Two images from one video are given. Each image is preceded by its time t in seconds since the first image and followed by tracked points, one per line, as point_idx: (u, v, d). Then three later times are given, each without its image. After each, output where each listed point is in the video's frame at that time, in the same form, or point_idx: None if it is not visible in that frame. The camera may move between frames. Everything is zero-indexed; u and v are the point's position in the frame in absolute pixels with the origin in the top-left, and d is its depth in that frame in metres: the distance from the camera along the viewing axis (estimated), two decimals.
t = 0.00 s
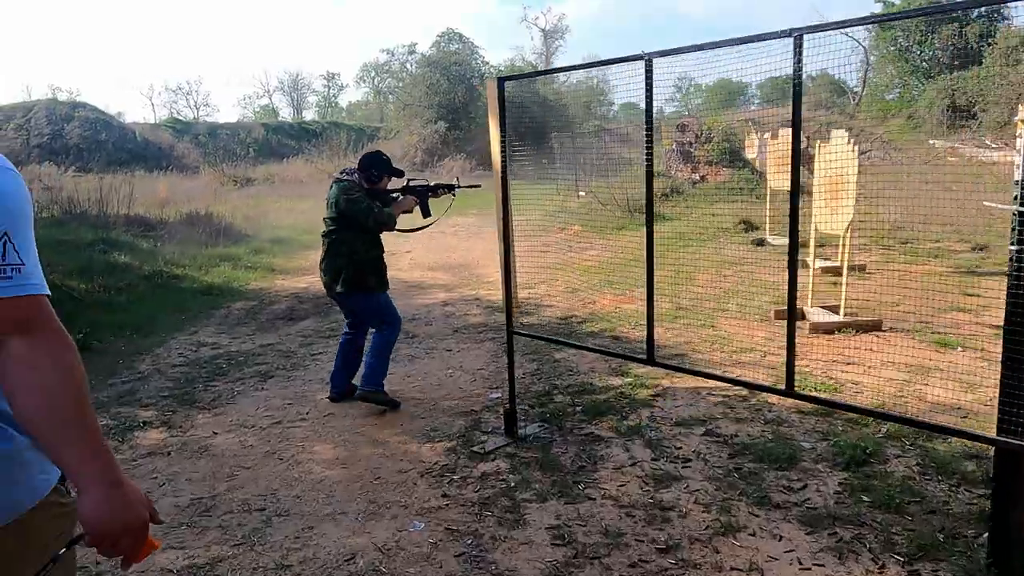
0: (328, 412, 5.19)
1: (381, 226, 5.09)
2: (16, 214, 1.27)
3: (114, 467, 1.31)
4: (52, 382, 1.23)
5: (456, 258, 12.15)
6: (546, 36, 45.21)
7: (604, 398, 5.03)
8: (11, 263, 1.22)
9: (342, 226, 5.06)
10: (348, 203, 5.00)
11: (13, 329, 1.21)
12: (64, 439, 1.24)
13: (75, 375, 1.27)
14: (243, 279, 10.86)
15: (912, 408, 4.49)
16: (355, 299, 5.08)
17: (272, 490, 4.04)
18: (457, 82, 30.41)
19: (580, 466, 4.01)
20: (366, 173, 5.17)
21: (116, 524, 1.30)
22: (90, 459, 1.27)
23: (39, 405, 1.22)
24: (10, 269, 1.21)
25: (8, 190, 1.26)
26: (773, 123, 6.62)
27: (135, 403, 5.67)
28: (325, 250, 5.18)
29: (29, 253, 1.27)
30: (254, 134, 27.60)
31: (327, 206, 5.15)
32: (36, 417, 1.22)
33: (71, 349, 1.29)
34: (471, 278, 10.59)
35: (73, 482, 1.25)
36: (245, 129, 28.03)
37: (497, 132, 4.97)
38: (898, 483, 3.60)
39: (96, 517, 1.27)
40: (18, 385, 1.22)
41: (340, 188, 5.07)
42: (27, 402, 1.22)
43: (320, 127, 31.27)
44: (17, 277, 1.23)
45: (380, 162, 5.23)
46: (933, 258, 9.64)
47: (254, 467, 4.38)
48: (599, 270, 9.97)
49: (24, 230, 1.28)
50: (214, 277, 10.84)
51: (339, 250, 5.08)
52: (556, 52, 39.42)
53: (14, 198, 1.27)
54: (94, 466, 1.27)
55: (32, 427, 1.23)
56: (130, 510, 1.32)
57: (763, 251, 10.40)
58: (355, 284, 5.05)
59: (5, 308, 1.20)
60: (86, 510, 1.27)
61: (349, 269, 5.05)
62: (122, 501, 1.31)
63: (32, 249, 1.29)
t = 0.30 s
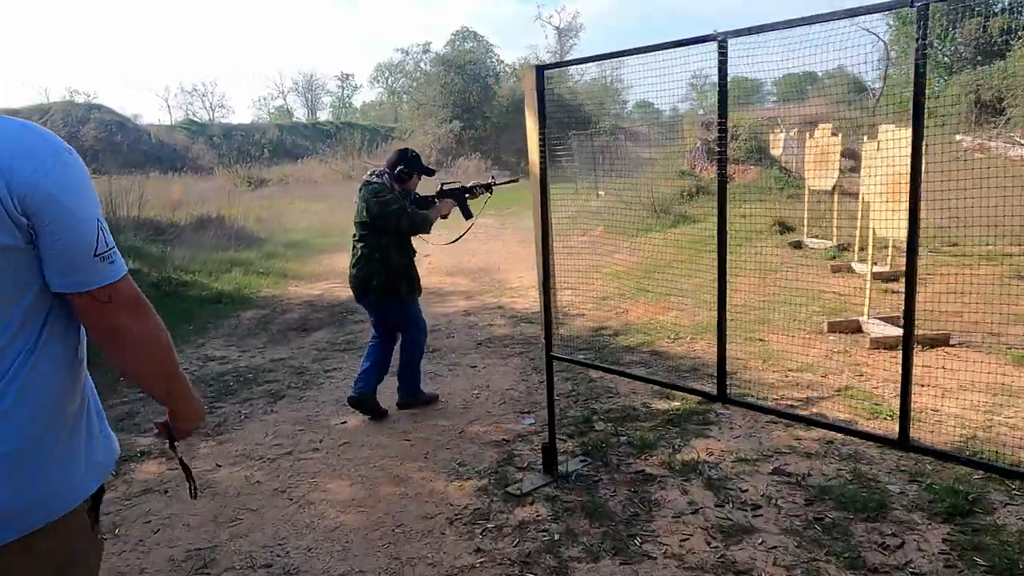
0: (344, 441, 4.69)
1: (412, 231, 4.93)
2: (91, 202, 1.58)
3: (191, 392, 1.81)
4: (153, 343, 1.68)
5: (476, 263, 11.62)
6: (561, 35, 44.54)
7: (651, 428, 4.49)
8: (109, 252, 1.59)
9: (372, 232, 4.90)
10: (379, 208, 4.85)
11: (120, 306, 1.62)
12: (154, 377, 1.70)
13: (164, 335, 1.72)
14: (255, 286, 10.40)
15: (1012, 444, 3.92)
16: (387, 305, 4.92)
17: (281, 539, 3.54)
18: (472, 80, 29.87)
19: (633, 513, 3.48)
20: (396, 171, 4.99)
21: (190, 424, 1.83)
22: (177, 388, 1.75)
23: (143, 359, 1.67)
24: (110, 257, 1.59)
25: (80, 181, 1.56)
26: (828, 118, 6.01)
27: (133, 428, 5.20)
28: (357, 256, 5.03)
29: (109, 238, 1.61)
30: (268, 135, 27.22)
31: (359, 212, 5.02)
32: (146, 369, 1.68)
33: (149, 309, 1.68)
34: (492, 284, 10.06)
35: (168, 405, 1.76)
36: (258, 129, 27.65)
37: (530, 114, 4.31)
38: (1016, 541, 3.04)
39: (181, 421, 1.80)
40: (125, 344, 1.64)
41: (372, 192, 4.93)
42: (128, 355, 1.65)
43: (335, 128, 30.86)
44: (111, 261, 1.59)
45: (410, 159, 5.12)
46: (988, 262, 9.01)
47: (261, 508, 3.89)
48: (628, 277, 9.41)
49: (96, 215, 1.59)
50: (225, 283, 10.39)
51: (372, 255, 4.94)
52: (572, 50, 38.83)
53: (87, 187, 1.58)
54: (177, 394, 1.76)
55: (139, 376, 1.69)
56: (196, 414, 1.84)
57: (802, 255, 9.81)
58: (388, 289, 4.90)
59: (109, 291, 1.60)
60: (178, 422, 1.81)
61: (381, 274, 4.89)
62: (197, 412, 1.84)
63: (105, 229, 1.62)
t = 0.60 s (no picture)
0: (351, 478, 4.16)
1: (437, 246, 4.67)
2: (111, 219, 1.45)
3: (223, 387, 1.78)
4: (185, 352, 1.62)
5: (491, 268, 11.09)
6: (571, 34, 43.93)
7: (701, 465, 3.93)
8: (135, 274, 1.48)
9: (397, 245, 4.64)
10: (405, 221, 4.56)
11: (153, 324, 1.54)
12: (181, 381, 1.65)
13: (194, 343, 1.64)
14: (260, 295, 9.90)
15: None
16: (413, 320, 4.73)
17: None
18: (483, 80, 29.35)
19: None
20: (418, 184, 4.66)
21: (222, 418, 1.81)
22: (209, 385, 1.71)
23: (176, 367, 1.62)
24: (138, 281, 1.48)
25: (101, 202, 1.43)
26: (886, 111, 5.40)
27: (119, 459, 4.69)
28: (382, 266, 4.78)
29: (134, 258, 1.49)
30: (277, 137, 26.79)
31: (382, 220, 4.72)
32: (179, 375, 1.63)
33: (178, 317, 1.61)
34: (509, 291, 9.52)
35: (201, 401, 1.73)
36: (267, 132, 27.23)
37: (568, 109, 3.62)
38: None
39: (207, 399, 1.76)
40: (157, 355, 1.57)
41: (398, 204, 4.63)
42: (162, 366, 1.59)
43: (346, 129, 30.39)
44: (138, 285, 1.47)
45: (432, 160, 4.80)
46: None
47: (255, 563, 3.37)
48: (655, 283, 8.84)
49: (119, 233, 1.47)
50: (229, 291, 9.89)
51: (396, 268, 4.70)
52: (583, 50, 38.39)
53: (107, 205, 1.45)
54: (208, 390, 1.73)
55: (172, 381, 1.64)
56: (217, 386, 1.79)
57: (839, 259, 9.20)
58: (413, 305, 4.69)
59: (143, 312, 1.51)
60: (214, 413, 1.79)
61: (407, 290, 4.67)
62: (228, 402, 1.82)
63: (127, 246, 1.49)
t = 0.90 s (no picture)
0: (359, 519, 3.73)
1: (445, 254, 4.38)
2: (126, 206, 1.29)
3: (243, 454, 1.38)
4: (181, 384, 1.31)
5: (503, 273, 10.60)
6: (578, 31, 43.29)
7: (753, 504, 3.47)
8: (134, 267, 1.28)
9: (404, 248, 4.35)
10: (414, 225, 4.26)
11: (140, 332, 1.29)
12: (179, 429, 1.30)
13: (200, 375, 1.34)
14: (263, 303, 9.47)
15: None
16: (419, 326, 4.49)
17: None
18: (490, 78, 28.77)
19: None
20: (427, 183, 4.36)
21: (251, 523, 1.38)
22: (219, 442, 1.34)
23: (168, 403, 1.30)
24: (134, 275, 1.28)
25: (117, 186, 1.27)
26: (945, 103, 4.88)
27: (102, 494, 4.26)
28: (388, 267, 4.50)
29: (143, 250, 1.31)
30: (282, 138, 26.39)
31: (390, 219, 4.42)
32: (170, 418, 1.30)
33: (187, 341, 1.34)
34: (523, 297, 9.03)
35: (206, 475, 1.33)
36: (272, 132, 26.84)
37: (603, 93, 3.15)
38: None
39: (229, 504, 1.35)
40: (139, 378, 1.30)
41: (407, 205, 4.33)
42: (151, 393, 1.30)
43: (352, 129, 29.92)
44: (134, 281, 1.28)
45: (444, 159, 4.48)
46: None
47: None
48: (678, 289, 8.33)
49: (131, 221, 1.30)
50: (231, 300, 9.44)
51: (403, 272, 4.42)
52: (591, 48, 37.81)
53: (122, 190, 1.28)
54: (220, 456, 1.34)
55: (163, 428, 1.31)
56: (255, 496, 1.38)
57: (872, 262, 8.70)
58: (419, 312, 4.43)
59: (131, 313, 1.28)
60: (230, 503, 1.35)
61: (413, 296, 4.40)
62: (252, 484, 1.38)
63: (141, 237, 1.32)
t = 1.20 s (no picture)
0: (367, 562, 3.28)
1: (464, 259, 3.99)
2: (210, 220, 1.24)
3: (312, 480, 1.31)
4: (258, 404, 1.26)
5: (516, 276, 10.11)
6: (583, 30, 42.60)
7: (824, 548, 2.99)
8: (216, 282, 1.23)
9: (426, 249, 3.94)
10: (440, 223, 3.88)
11: (221, 349, 1.24)
12: (256, 452, 1.25)
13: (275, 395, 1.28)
14: (266, 310, 9.03)
15: None
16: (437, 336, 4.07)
17: None
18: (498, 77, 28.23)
19: None
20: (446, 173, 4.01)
21: (319, 557, 1.29)
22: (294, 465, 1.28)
23: (247, 425, 1.25)
24: (216, 290, 1.22)
25: (202, 195, 1.22)
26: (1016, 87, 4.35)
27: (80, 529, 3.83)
28: (402, 270, 4.07)
29: (224, 265, 1.25)
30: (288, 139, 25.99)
31: (407, 217, 4.01)
32: (250, 438, 1.25)
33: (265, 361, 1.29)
34: (539, 302, 8.54)
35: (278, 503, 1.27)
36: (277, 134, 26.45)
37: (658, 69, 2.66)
38: None
39: (300, 534, 1.28)
40: (219, 398, 1.25)
41: (431, 201, 3.93)
42: (229, 412, 1.25)
43: (358, 130, 29.45)
44: (217, 298, 1.23)
45: (465, 150, 4.12)
46: None
47: None
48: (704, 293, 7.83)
49: (212, 234, 1.24)
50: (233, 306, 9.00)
51: (423, 276, 4.01)
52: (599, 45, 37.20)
53: (205, 200, 1.23)
54: (293, 481, 1.27)
55: (240, 450, 1.25)
56: (330, 527, 1.30)
57: (909, 262, 8.15)
58: (439, 319, 4.03)
59: (211, 332, 1.23)
60: (300, 535, 1.28)
61: (434, 301, 4.00)
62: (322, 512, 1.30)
63: (223, 250, 1.26)
